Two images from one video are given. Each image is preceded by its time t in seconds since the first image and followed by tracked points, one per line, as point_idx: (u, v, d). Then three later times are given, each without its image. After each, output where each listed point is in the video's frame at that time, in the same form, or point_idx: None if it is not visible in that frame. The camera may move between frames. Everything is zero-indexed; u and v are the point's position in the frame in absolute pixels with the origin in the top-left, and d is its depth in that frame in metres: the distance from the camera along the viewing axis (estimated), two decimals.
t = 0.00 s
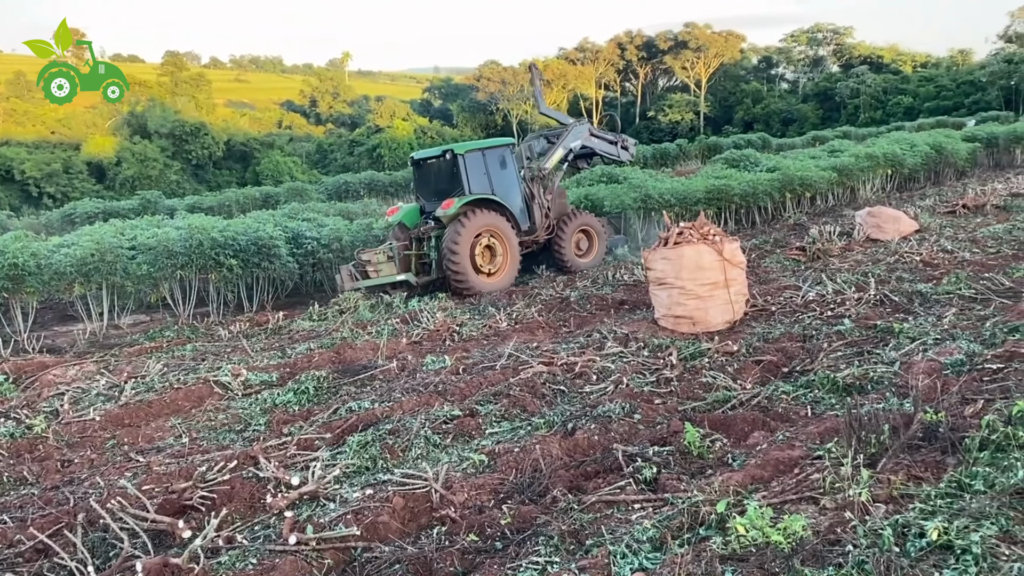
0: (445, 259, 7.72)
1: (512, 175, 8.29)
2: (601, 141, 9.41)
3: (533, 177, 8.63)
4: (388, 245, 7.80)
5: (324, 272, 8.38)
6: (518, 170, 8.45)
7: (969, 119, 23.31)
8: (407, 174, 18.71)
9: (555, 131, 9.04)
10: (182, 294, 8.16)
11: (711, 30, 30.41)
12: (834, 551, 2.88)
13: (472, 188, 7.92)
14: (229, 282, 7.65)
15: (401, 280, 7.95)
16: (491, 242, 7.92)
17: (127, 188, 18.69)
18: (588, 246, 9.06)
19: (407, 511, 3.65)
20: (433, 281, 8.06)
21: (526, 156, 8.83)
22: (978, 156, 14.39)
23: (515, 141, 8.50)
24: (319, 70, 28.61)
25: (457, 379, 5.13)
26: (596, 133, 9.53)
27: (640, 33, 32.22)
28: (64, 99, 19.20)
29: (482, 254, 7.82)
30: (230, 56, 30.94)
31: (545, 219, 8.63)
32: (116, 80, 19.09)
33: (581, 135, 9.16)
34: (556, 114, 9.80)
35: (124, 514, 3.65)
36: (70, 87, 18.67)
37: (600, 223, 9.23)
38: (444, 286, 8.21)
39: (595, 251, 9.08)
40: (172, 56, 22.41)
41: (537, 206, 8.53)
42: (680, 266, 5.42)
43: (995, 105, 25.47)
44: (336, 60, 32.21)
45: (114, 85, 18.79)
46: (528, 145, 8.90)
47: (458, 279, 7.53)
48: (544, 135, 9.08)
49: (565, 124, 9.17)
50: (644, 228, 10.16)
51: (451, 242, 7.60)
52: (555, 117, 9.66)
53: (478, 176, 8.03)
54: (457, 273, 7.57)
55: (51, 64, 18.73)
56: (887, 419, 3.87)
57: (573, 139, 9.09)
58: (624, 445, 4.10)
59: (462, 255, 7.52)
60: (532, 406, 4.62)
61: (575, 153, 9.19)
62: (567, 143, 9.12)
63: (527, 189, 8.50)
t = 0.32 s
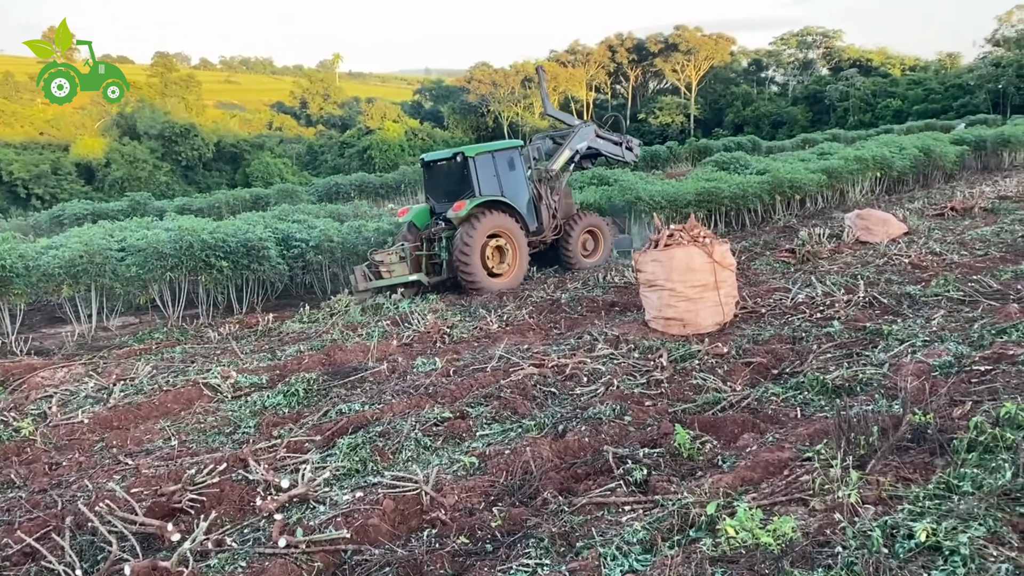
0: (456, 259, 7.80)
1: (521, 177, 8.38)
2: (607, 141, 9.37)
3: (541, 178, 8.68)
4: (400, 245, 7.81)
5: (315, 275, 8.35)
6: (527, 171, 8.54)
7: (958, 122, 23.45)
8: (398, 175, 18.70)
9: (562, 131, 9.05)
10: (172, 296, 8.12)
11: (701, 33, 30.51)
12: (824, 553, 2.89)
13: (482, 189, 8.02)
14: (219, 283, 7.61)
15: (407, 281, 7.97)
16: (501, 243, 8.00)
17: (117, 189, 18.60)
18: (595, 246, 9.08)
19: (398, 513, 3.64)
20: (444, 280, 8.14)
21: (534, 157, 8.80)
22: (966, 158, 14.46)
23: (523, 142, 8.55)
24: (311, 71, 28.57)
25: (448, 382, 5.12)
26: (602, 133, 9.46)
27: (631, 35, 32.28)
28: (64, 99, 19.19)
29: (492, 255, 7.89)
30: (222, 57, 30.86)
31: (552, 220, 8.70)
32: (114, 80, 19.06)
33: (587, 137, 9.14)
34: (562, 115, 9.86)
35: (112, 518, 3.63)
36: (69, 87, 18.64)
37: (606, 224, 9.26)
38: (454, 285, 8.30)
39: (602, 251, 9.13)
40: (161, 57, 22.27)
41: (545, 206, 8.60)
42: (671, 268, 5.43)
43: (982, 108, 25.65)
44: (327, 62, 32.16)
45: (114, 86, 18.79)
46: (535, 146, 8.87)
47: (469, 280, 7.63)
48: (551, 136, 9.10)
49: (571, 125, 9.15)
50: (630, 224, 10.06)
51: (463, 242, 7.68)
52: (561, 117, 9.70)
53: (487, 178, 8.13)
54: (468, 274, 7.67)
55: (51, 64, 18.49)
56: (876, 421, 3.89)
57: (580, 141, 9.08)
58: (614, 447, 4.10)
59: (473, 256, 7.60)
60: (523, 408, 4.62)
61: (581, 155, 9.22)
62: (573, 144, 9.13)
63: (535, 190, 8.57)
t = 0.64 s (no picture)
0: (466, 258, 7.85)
1: (530, 177, 8.40)
2: (613, 142, 9.40)
3: (548, 179, 8.74)
4: (411, 244, 7.91)
5: (305, 276, 8.31)
6: (535, 171, 8.55)
7: (947, 123, 23.56)
8: (390, 177, 18.69)
9: (569, 132, 9.22)
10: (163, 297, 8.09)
11: (693, 35, 30.62)
12: (815, 553, 2.90)
13: (493, 190, 8.04)
14: (209, 285, 7.58)
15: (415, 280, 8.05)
16: (511, 242, 8.06)
17: (107, 190, 18.51)
18: (600, 244, 9.14)
19: (389, 516, 3.63)
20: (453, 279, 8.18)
21: (541, 157, 9.03)
22: (956, 160, 14.52)
23: (533, 143, 8.69)
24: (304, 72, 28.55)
25: (439, 384, 5.10)
26: (607, 134, 9.52)
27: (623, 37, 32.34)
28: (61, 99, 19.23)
29: (502, 254, 7.95)
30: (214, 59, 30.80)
31: (559, 220, 8.75)
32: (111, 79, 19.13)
33: (594, 138, 9.19)
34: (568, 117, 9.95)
35: (102, 520, 3.61)
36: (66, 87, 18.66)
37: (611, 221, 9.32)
38: (463, 284, 8.36)
39: (608, 248, 9.20)
40: (152, 57, 22.24)
41: (552, 206, 8.64)
42: (662, 270, 5.44)
43: (971, 111, 25.80)
44: (319, 63, 32.14)
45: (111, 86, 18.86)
46: (543, 147, 9.11)
47: (480, 279, 7.69)
48: (558, 136, 9.28)
49: (579, 126, 9.28)
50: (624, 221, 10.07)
51: (474, 242, 7.73)
52: (565, 117, 9.76)
53: (497, 178, 8.15)
54: (478, 273, 7.72)
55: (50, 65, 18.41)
56: (867, 422, 3.91)
57: (586, 141, 9.16)
58: (605, 448, 4.10)
59: (484, 256, 7.65)
60: (514, 410, 4.61)
61: (587, 156, 9.28)
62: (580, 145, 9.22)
63: (542, 190, 8.61)
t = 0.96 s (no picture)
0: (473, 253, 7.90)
1: (535, 175, 8.42)
2: (615, 143, 9.65)
3: (552, 176, 8.80)
4: (419, 239, 8.03)
5: (297, 276, 8.28)
6: (539, 170, 8.58)
7: (939, 125, 23.66)
8: (383, 177, 18.70)
9: (572, 133, 9.27)
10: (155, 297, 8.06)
11: (685, 36, 30.70)
12: (807, 553, 2.90)
13: (499, 187, 8.04)
14: (201, 286, 7.55)
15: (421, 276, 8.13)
16: (517, 239, 8.09)
17: (98, 191, 18.44)
18: (604, 242, 9.11)
19: (382, 516, 3.62)
20: (461, 274, 8.25)
21: (547, 156, 8.99)
22: (947, 161, 14.58)
23: (538, 142, 8.70)
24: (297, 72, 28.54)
25: (432, 384, 5.09)
26: (609, 135, 9.73)
27: (616, 37, 32.36)
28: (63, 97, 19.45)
29: (508, 250, 7.99)
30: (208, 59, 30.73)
31: (564, 218, 8.77)
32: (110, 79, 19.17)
33: (597, 138, 9.37)
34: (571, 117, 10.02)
35: (92, 522, 3.59)
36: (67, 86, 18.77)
37: (614, 219, 9.30)
38: (471, 280, 8.41)
39: (612, 246, 9.15)
40: (144, 57, 22.25)
41: (557, 204, 8.66)
42: (655, 270, 5.44)
43: (963, 112, 25.94)
44: (312, 64, 32.13)
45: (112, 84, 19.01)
46: (549, 146, 9.08)
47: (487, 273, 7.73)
48: (561, 137, 9.30)
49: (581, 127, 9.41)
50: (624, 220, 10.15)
51: (480, 238, 7.78)
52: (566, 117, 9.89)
53: (503, 176, 8.15)
54: (485, 268, 7.77)
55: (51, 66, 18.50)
56: (859, 421, 3.91)
57: (589, 141, 9.32)
58: (599, 448, 4.10)
59: (490, 251, 7.69)
60: (508, 410, 4.60)
61: (590, 155, 9.45)
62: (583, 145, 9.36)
63: (547, 188, 8.65)
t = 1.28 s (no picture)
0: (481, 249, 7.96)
1: (541, 173, 8.51)
2: (620, 143, 9.67)
3: (558, 173, 8.83)
4: (428, 234, 8.01)
5: (290, 277, 8.25)
6: (546, 167, 8.66)
7: (931, 125, 23.77)
8: (376, 177, 18.68)
9: (575, 133, 9.30)
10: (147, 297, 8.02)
11: (678, 36, 30.79)
12: (800, 553, 2.90)
13: (506, 183, 8.12)
14: (193, 286, 7.53)
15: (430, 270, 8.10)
16: (524, 233, 8.17)
17: (89, 191, 18.36)
18: (609, 239, 9.21)
19: (374, 517, 3.61)
20: (468, 269, 8.32)
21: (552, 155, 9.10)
22: (939, 162, 14.64)
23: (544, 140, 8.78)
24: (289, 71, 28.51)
25: (425, 384, 5.09)
26: (613, 135, 9.74)
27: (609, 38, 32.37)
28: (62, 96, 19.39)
29: (515, 244, 8.07)
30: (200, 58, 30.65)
31: (569, 214, 8.83)
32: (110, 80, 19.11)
33: (601, 137, 9.39)
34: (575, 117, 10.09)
35: (84, 523, 3.58)
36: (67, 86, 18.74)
37: (618, 216, 9.40)
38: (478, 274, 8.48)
39: (616, 243, 9.27)
40: (135, 57, 22.23)
41: (563, 201, 8.72)
42: (648, 270, 5.44)
43: (954, 112, 26.06)
44: (305, 64, 32.07)
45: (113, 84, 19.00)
46: (553, 145, 9.19)
47: (496, 269, 7.79)
48: (565, 137, 9.34)
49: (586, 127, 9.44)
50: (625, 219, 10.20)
51: (488, 234, 7.83)
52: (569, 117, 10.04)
53: (510, 173, 8.23)
54: (494, 263, 7.84)
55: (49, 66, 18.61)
56: (851, 421, 3.92)
57: (594, 140, 9.33)
58: (591, 448, 4.10)
59: (499, 247, 7.75)
60: (501, 410, 4.60)
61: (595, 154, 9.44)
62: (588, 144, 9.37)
63: (553, 185, 8.69)
